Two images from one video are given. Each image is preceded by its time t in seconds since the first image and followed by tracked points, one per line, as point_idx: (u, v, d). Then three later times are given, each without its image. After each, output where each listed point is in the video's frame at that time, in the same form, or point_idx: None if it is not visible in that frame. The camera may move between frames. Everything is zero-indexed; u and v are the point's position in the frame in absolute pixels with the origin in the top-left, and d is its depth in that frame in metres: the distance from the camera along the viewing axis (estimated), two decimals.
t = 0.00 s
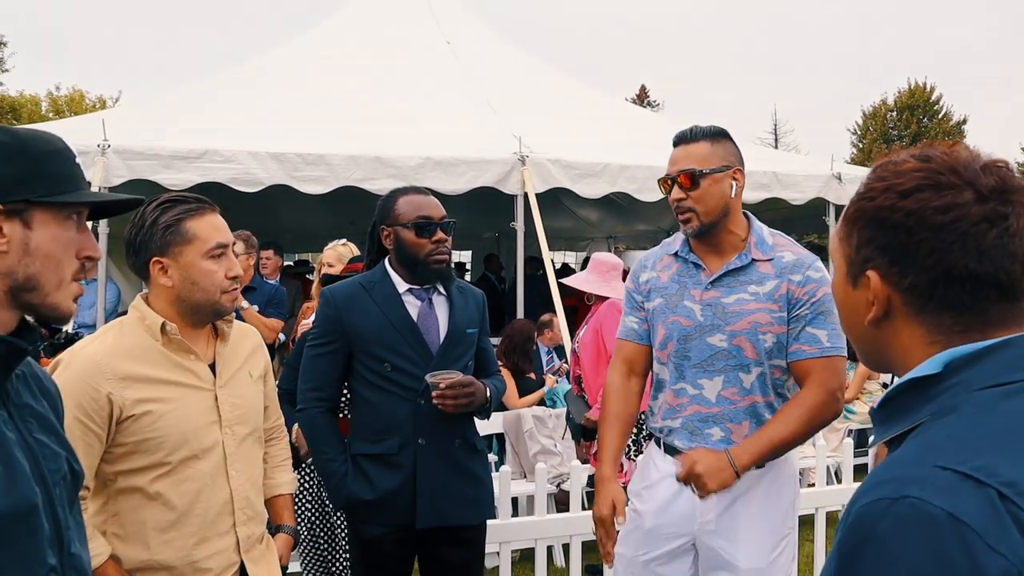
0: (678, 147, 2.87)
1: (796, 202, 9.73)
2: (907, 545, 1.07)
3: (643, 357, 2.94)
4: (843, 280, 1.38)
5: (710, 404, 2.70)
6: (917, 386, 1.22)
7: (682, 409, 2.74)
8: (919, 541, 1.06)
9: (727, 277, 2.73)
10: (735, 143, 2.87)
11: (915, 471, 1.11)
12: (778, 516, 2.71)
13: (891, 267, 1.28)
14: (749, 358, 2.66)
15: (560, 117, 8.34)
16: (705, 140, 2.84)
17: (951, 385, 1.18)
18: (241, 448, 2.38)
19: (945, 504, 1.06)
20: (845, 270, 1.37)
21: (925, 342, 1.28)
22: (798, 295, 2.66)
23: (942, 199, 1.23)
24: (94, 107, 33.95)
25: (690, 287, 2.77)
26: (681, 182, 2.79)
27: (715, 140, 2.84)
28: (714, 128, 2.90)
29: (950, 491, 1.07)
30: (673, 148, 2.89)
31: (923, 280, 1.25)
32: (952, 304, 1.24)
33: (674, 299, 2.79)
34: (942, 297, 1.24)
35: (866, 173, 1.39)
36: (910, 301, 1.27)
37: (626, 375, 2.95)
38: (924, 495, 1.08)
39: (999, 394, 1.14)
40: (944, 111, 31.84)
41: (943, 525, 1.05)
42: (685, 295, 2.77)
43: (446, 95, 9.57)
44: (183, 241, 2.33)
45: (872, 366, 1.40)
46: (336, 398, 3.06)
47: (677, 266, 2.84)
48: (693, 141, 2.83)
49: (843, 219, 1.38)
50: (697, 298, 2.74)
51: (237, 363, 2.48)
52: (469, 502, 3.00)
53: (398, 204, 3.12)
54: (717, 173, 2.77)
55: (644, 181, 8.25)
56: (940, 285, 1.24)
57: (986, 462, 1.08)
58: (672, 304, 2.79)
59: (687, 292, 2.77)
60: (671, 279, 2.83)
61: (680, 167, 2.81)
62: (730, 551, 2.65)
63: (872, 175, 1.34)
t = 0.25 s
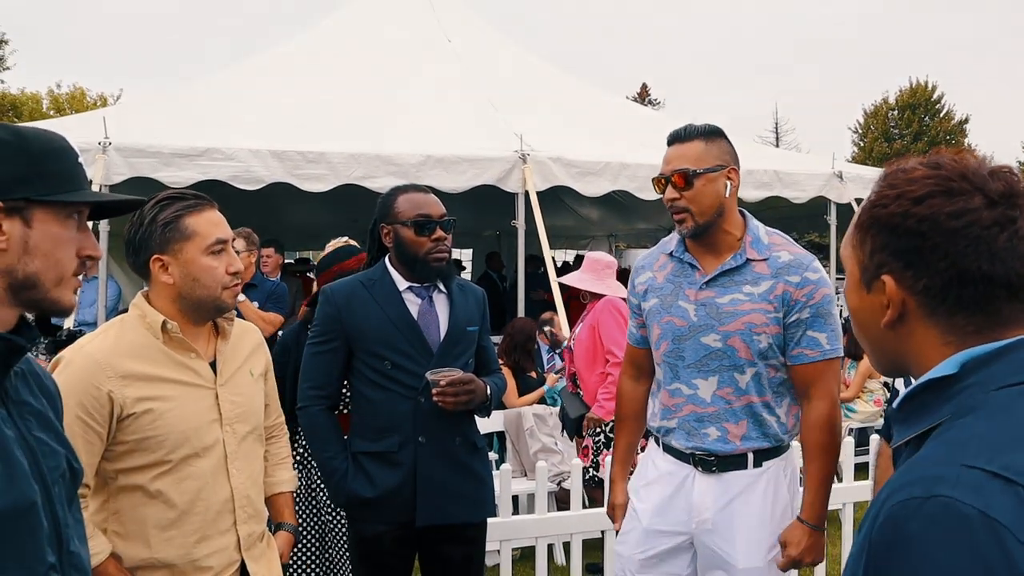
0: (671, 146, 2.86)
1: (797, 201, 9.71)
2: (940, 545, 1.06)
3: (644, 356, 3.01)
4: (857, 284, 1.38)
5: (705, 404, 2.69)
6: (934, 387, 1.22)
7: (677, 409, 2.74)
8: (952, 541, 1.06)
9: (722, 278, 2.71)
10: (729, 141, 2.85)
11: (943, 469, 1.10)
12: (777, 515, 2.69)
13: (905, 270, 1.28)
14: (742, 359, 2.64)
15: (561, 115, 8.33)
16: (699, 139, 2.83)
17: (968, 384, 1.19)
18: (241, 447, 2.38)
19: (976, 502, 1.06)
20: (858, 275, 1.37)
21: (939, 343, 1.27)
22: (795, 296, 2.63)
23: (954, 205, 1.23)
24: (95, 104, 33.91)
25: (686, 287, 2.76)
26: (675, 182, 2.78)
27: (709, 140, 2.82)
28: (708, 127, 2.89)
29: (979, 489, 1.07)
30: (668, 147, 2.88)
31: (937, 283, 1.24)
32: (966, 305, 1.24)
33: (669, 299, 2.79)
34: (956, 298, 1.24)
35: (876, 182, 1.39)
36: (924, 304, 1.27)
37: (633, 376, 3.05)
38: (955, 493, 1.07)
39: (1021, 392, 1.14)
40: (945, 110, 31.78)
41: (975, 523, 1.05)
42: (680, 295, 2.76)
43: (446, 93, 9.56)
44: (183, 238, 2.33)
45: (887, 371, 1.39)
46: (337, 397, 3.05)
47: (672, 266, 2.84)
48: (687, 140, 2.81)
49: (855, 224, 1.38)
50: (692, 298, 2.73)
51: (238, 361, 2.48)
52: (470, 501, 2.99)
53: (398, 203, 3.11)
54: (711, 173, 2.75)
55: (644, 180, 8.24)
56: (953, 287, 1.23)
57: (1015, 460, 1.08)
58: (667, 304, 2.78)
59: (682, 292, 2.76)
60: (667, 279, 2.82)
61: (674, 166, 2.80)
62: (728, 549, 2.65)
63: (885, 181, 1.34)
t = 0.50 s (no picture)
0: (671, 145, 2.86)
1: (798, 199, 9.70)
2: (954, 533, 1.05)
3: (644, 355, 3.01)
4: (865, 282, 1.37)
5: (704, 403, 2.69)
6: (945, 379, 1.22)
7: (677, 407, 2.74)
8: (966, 529, 1.04)
9: (721, 276, 2.71)
10: (728, 140, 2.84)
11: (956, 459, 1.09)
12: (776, 513, 2.68)
13: (916, 266, 1.27)
14: (740, 358, 2.64)
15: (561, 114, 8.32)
16: (699, 138, 2.82)
17: (978, 377, 1.18)
18: (241, 447, 2.37)
19: (988, 488, 1.05)
20: (869, 273, 1.37)
21: (951, 338, 1.27)
22: (794, 295, 2.62)
23: (964, 200, 1.23)
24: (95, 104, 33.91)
25: (685, 286, 2.76)
26: (674, 181, 2.77)
27: (709, 138, 2.81)
28: (709, 125, 2.88)
29: (991, 476, 1.05)
30: (668, 146, 2.87)
31: (947, 277, 1.24)
32: (976, 300, 1.23)
33: (670, 298, 2.78)
34: (966, 293, 1.23)
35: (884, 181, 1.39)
36: (936, 299, 1.27)
37: (635, 375, 3.04)
38: (967, 480, 1.06)
39: None
40: (946, 108, 31.73)
41: (987, 509, 1.03)
42: (680, 294, 2.76)
43: (447, 92, 9.55)
44: (182, 236, 2.32)
45: (893, 364, 1.40)
46: (337, 397, 3.04)
47: (673, 265, 2.84)
48: (687, 139, 2.81)
49: (865, 220, 1.38)
50: (691, 298, 2.73)
51: (238, 361, 2.47)
52: (471, 499, 2.99)
53: (398, 202, 3.11)
54: (710, 173, 2.74)
55: (645, 178, 8.23)
56: (962, 282, 1.23)
57: None
58: (668, 303, 2.78)
59: (682, 291, 2.76)
60: (667, 278, 2.82)
61: (673, 165, 2.80)
62: (727, 546, 2.64)
63: (895, 178, 1.34)
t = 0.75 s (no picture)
0: (671, 145, 2.85)
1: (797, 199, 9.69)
2: (944, 523, 1.05)
3: (643, 353, 3.00)
4: (868, 272, 1.36)
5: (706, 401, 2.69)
6: (940, 373, 1.21)
7: (678, 405, 2.74)
8: (956, 520, 1.05)
9: (722, 274, 2.70)
10: (729, 139, 2.83)
11: (948, 449, 1.09)
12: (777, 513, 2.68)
13: (925, 258, 1.27)
14: (743, 355, 2.63)
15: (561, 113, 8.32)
16: (698, 137, 2.81)
17: (975, 372, 1.18)
18: (240, 446, 2.37)
19: (979, 478, 1.05)
20: (871, 263, 1.35)
21: (952, 332, 1.27)
22: (793, 292, 2.61)
23: (978, 194, 1.23)
24: (94, 103, 33.85)
25: (687, 283, 2.76)
26: (673, 182, 2.77)
27: (708, 139, 2.80)
28: (710, 124, 2.87)
29: (982, 467, 1.06)
30: (668, 146, 2.86)
31: (956, 271, 1.24)
32: (982, 296, 1.23)
33: (672, 296, 2.78)
34: (974, 289, 1.23)
35: (891, 172, 1.39)
36: (940, 292, 1.26)
37: (631, 372, 3.03)
38: (959, 470, 1.06)
39: None
40: (946, 107, 31.73)
41: (979, 499, 1.04)
42: (682, 292, 2.76)
43: (446, 91, 9.54)
44: (181, 235, 2.32)
45: (887, 359, 1.39)
46: (338, 396, 3.04)
47: (675, 263, 2.83)
48: (686, 139, 2.80)
49: (871, 212, 1.37)
50: (694, 295, 2.73)
51: (237, 361, 2.47)
52: (470, 499, 2.98)
53: (397, 202, 3.11)
54: (708, 174, 2.74)
55: (645, 177, 8.23)
56: (973, 277, 1.23)
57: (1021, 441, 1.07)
58: (670, 301, 2.78)
59: (684, 289, 2.76)
60: (670, 276, 2.82)
61: (673, 165, 2.79)
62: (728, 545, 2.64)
63: (904, 171, 1.34)
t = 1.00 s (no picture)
0: (669, 144, 2.85)
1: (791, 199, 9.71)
2: (919, 523, 1.06)
3: (639, 352, 3.00)
4: (853, 269, 1.37)
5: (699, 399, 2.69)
6: (926, 373, 1.21)
7: (672, 404, 2.74)
8: (933, 522, 1.05)
9: (717, 273, 2.70)
10: (726, 139, 2.83)
11: (928, 449, 1.09)
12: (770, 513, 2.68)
13: (905, 254, 1.27)
14: (737, 354, 2.63)
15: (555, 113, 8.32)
16: (696, 137, 2.81)
17: (960, 372, 1.18)
18: (233, 446, 2.36)
19: (957, 480, 1.05)
20: (858, 259, 1.36)
21: (934, 330, 1.27)
22: (790, 292, 2.62)
23: (959, 188, 1.23)
24: (86, 101, 33.79)
25: (682, 282, 2.75)
26: (670, 180, 2.77)
27: (705, 138, 2.80)
28: (708, 124, 2.87)
29: (962, 469, 1.05)
30: (665, 145, 2.86)
31: (938, 267, 1.23)
32: (965, 293, 1.22)
33: (665, 294, 2.78)
34: (956, 285, 1.23)
35: (879, 170, 1.39)
36: (922, 289, 1.26)
37: (629, 368, 3.02)
38: (938, 472, 1.06)
39: (1011, 379, 1.13)
40: (938, 108, 31.84)
41: (955, 501, 1.04)
42: (676, 290, 2.75)
43: (441, 91, 9.53)
44: (175, 236, 2.31)
45: (876, 361, 1.40)
46: (333, 395, 3.03)
47: (670, 262, 2.83)
48: (684, 138, 2.80)
49: (858, 207, 1.37)
50: (688, 294, 2.72)
51: (229, 360, 2.46)
52: (464, 499, 2.98)
53: (393, 201, 3.10)
54: (704, 173, 2.73)
55: (639, 177, 8.24)
56: (953, 274, 1.22)
57: (1002, 442, 1.06)
58: (663, 299, 2.77)
59: (678, 287, 2.75)
60: (664, 275, 2.81)
61: (670, 164, 2.79)
62: (723, 546, 2.63)
63: (890, 167, 1.33)
